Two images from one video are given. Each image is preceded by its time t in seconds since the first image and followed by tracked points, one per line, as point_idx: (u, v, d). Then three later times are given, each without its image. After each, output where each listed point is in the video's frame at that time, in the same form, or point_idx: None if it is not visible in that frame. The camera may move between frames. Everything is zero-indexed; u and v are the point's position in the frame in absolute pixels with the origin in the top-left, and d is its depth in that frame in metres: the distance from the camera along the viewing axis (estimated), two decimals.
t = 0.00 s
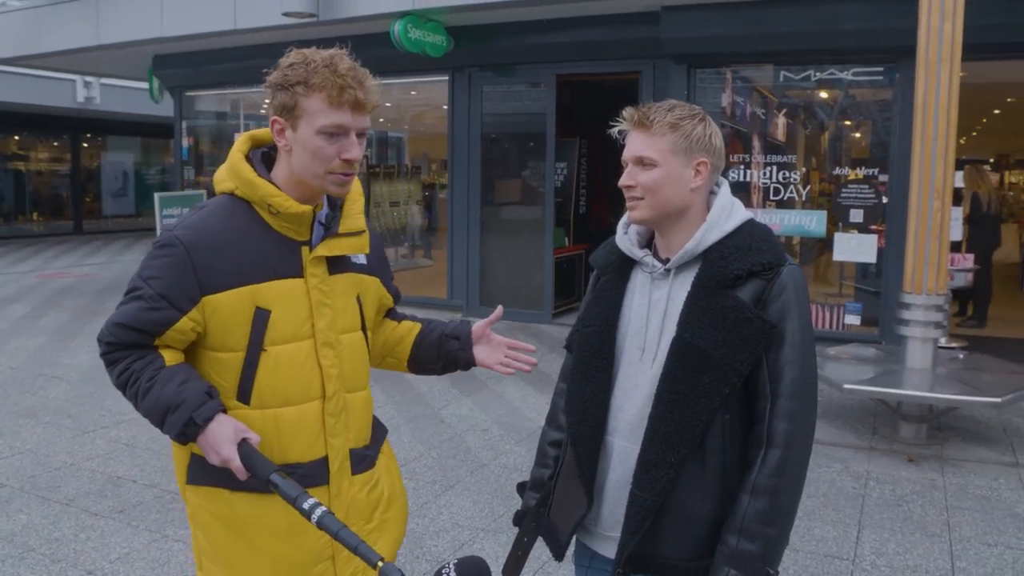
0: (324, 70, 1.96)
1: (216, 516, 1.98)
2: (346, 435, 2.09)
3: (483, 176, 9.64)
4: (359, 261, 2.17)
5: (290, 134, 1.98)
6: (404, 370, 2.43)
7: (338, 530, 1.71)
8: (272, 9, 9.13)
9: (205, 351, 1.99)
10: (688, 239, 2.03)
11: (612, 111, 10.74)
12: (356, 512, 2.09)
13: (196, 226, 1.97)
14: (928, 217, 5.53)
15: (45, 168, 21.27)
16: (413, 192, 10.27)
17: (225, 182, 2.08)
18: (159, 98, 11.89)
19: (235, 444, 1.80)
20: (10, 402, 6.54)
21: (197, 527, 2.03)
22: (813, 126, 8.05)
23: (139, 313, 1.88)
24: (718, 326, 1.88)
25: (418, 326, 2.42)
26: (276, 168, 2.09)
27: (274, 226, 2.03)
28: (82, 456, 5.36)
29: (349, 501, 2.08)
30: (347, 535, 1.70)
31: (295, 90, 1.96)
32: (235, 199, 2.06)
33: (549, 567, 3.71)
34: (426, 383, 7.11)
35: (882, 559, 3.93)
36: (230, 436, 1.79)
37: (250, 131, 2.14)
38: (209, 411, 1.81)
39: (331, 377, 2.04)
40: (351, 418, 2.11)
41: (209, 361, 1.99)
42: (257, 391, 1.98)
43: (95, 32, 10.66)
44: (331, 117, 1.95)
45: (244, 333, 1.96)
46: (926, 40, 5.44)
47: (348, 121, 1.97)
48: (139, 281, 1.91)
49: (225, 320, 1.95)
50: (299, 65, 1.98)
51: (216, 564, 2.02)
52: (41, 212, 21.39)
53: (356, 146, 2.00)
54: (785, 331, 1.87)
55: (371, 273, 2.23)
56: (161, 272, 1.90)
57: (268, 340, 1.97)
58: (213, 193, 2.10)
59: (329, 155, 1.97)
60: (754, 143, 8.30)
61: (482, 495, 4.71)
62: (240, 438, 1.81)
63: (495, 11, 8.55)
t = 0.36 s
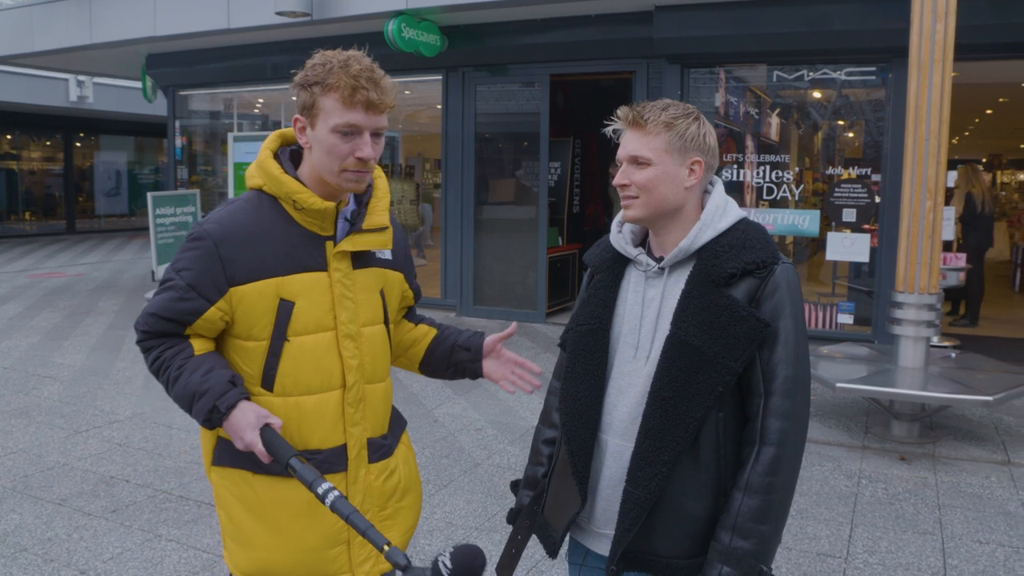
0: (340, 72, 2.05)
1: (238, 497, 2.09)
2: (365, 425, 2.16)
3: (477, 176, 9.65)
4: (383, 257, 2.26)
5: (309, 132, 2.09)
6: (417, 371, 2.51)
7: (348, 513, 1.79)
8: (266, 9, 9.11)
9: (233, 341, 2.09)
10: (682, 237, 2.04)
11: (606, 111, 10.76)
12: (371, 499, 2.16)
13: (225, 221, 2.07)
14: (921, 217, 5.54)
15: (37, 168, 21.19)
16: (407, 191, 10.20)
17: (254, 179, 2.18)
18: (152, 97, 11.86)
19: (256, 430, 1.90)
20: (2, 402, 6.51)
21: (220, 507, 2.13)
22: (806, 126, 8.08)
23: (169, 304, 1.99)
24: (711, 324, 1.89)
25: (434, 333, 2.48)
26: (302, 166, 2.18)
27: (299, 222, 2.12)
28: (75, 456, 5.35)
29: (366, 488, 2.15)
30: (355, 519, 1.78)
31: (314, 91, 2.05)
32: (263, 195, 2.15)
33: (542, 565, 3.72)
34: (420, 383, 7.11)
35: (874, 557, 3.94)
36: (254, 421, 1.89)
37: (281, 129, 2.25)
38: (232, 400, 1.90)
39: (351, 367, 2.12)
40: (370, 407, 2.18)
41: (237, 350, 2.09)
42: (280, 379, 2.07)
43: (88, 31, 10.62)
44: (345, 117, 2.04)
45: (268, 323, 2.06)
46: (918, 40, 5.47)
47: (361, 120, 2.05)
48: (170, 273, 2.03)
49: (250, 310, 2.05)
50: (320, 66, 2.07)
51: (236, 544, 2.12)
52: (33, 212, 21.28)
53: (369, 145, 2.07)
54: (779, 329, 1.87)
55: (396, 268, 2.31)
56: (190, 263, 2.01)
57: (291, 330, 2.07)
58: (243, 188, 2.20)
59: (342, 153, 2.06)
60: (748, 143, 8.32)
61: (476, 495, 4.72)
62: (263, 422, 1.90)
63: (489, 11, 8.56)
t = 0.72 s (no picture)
0: (341, 57, 2.10)
1: (250, 475, 2.14)
2: (374, 413, 2.16)
3: (473, 173, 9.64)
4: (401, 251, 2.27)
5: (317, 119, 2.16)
6: (446, 351, 2.56)
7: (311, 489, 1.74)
8: (261, 7, 9.09)
9: (251, 326, 2.13)
10: (679, 234, 2.05)
11: (602, 108, 10.76)
12: (376, 487, 2.16)
13: (246, 211, 2.11)
14: (916, 213, 5.56)
15: (32, 166, 21.15)
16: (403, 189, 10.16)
17: (274, 172, 2.21)
18: (147, 95, 11.83)
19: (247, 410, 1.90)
20: None
21: (234, 486, 2.19)
22: (802, 123, 8.09)
23: (187, 286, 2.05)
24: (707, 320, 1.90)
25: (460, 312, 2.54)
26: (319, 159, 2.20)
27: (315, 214, 2.14)
28: (71, 454, 5.33)
29: (372, 474, 2.15)
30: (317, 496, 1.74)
31: (319, 79, 2.12)
32: (282, 187, 2.18)
33: (539, 562, 3.72)
34: (417, 380, 7.11)
35: (870, 554, 3.95)
36: (245, 402, 1.90)
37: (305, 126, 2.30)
38: (227, 379, 1.92)
39: (362, 356, 2.13)
40: (380, 396, 2.19)
41: (254, 335, 2.12)
42: (292, 365, 2.09)
43: (82, 29, 10.59)
44: (340, 99, 2.07)
45: (283, 310, 2.08)
46: (913, 37, 5.48)
47: (356, 102, 2.08)
48: (192, 258, 2.09)
49: (265, 296, 2.08)
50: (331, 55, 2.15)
51: (248, 522, 2.16)
52: (29, 210, 21.24)
53: (362, 126, 2.08)
54: (775, 326, 1.88)
55: (413, 263, 2.32)
56: (210, 250, 2.06)
57: (304, 318, 2.09)
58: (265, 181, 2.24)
59: (337, 134, 2.08)
60: (744, 140, 8.31)
61: (472, 492, 4.72)
62: (255, 404, 1.91)
63: (485, 8, 8.55)
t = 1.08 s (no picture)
0: (353, 64, 2.11)
1: (254, 479, 2.14)
2: (375, 419, 2.15)
3: (474, 178, 9.64)
4: (406, 258, 2.26)
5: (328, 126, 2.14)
6: (461, 369, 2.55)
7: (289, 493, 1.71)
8: (263, 12, 9.11)
9: (256, 331, 2.14)
10: (681, 239, 2.04)
11: (604, 114, 10.78)
12: (377, 493, 2.15)
13: (253, 217, 2.13)
14: (918, 219, 5.56)
15: (34, 170, 21.21)
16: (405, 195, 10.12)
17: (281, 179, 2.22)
18: (149, 99, 11.85)
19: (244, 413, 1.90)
20: None
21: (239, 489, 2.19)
22: (804, 129, 8.10)
23: (195, 292, 2.07)
24: (709, 327, 1.90)
25: (475, 331, 2.53)
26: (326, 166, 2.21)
27: (320, 221, 2.14)
28: (72, 459, 5.34)
29: (373, 480, 2.14)
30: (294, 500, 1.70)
31: (329, 85, 2.13)
32: (289, 194, 2.19)
33: (540, 567, 3.72)
34: (418, 384, 7.11)
35: (871, 560, 3.94)
36: (245, 405, 1.89)
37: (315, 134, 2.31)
38: (227, 382, 1.93)
39: (364, 362, 2.12)
40: (382, 401, 2.18)
41: (259, 339, 2.13)
42: (295, 369, 2.10)
43: (86, 33, 10.62)
44: (355, 104, 2.08)
45: (286, 314, 2.09)
46: (915, 43, 5.48)
47: (370, 106, 2.09)
48: (201, 264, 2.11)
49: (269, 301, 2.08)
50: (336, 63, 2.14)
51: (252, 525, 2.16)
52: (31, 214, 21.29)
53: (377, 129, 2.09)
54: (778, 333, 1.87)
55: (421, 270, 2.31)
56: (218, 256, 2.08)
57: (307, 323, 2.09)
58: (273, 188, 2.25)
59: (353, 138, 2.09)
60: (745, 145, 8.32)
61: (473, 497, 4.72)
62: (254, 407, 1.90)
63: (487, 14, 8.56)
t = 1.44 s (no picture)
0: (378, 73, 2.09)
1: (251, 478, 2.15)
2: (374, 418, 2.15)
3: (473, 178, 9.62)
4: (401, 256, 2.25)
5: (351, 133, 2.09)
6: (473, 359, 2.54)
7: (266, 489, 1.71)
8: (262, 11, 9.10)
9: (252, 331, 2.14)
10: (679, 239, 2.04)
11: (602, 114, 10.77)
12: (376, 492, 2.16)
13: (247, 218, 2.12)
14: (915, 219, 5.57)
15: (32, 169, 21.19)
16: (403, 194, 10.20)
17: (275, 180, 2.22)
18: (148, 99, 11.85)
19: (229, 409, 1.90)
20: None
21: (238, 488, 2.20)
22: (802, 129, 8.10)
23: (188, 293, 2.07)
24: (704, 328, 1.90)
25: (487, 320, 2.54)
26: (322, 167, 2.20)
27: (314, 220, 2.14)
28: (69, 458, 5.33)
29: (372, 479, 2.14)
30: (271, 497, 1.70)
31: (354, 94, 2.06)
32: (283, 194, 2.19)
33: (538, 566, 3.71)
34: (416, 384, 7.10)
35: (870, 559, 3.95)
36: (230, 402, 1.90)
37: (306, 134, 2.28)
38: (213, 378, 1.94)
39: (361, 361, 2.12)
40: (381, 400, 2.18)
41: (254, 340, 2.13)
42: (292, 369, 2.10)
43: (84, 33, 10.61)
44: (393, 113, 2.08)
45: (281, 314, 2.09)
46: (913, 43, 5.49)
47: (405, 115, 2.11)
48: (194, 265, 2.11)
49: (264, 301, 2.08)
50: (353, 69, 2.08)
51: (251, 525, 2.17)
52: (28, 213, 21.26)
53: (411, 137, 2.14)
54: (773, 335, 1.87)
55: (417, 268, 2.30)
56: (211, 257, 2.08)
57: (303, 323, 2.09)
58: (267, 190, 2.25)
59: (392, 147, 2.10)
60: (744, 145, 8.33)
61: (472, 496, 4.72)
62: (240, 405, 1.91)
63: (485, 13, 8.56)
